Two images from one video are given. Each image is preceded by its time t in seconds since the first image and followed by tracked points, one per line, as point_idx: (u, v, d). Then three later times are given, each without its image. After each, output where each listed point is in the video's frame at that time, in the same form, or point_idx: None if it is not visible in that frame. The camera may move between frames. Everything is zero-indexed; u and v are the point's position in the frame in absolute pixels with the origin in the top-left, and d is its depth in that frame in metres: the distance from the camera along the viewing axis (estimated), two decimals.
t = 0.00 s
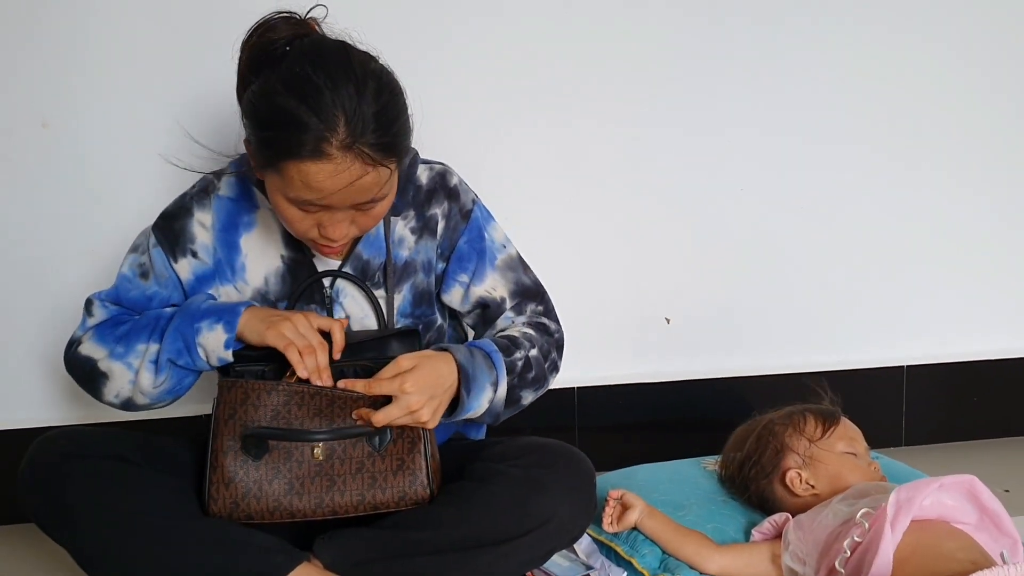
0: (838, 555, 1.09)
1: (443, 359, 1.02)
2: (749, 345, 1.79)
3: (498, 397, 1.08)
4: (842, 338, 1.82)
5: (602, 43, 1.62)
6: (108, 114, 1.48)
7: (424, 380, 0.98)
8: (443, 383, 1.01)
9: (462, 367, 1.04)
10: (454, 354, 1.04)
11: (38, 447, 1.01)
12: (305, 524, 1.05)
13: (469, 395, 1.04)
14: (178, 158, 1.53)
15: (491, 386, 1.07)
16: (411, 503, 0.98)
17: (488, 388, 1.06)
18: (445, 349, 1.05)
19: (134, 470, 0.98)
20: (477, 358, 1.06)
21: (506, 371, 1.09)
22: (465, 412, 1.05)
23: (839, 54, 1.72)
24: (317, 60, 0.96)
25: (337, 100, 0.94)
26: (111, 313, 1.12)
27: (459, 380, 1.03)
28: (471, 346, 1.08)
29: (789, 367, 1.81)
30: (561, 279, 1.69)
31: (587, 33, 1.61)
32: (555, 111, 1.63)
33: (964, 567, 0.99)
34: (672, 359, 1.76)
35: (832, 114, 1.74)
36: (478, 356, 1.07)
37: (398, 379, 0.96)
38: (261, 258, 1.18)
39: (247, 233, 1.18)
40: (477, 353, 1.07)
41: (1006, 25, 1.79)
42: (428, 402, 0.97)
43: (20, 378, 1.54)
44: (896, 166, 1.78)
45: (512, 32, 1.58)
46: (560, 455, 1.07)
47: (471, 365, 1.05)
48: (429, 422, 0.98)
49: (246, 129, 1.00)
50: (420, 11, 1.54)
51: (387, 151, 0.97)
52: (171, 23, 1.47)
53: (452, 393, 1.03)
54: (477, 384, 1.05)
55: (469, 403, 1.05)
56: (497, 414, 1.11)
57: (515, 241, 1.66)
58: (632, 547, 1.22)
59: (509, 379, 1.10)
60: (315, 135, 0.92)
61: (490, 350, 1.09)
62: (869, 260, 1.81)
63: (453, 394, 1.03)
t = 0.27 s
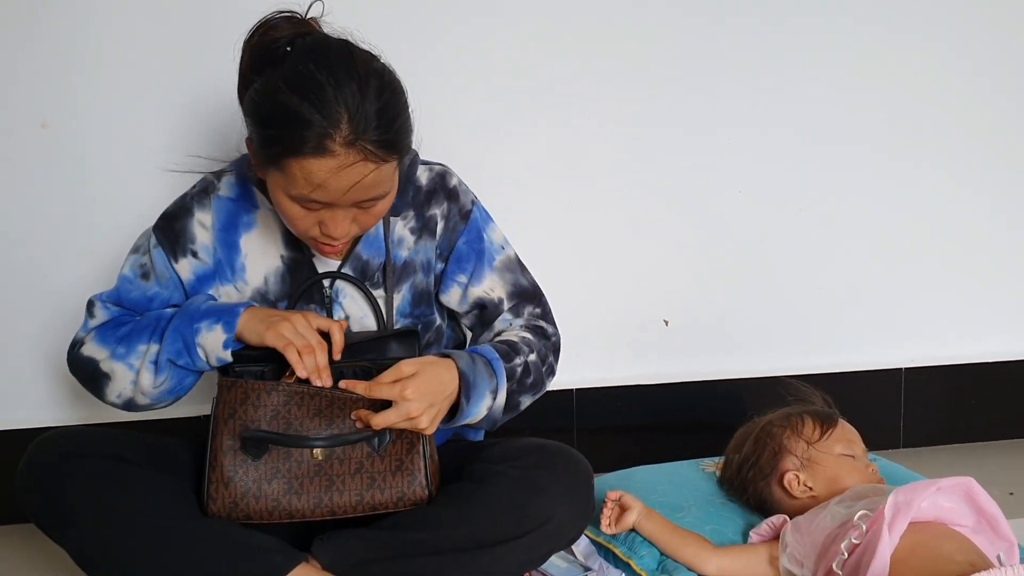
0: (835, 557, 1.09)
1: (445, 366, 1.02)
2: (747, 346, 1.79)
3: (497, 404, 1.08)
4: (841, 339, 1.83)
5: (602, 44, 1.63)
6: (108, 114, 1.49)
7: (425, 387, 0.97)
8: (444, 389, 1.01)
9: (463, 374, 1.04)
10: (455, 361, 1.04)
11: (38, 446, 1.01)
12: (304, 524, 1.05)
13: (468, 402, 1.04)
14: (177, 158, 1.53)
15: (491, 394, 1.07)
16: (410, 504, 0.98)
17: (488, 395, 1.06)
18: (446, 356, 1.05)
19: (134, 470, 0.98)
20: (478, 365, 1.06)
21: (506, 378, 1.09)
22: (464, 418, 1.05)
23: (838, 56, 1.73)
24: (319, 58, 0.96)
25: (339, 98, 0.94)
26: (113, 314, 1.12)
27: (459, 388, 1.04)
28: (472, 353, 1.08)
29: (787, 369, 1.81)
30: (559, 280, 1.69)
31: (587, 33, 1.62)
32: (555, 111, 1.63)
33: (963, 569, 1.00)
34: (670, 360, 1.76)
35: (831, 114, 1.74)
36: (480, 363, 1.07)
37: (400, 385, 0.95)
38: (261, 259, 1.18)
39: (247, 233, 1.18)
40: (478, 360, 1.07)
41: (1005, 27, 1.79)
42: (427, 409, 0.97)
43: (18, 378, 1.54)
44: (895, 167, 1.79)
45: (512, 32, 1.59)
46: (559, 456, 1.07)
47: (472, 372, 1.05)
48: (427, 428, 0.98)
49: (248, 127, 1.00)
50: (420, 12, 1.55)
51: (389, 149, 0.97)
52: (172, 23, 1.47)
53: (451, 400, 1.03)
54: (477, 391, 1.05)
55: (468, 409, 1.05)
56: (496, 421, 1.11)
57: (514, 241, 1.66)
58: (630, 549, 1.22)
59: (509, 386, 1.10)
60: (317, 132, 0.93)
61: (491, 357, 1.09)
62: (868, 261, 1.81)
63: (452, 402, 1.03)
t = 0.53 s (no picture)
0: (832, 558, 1.09)
1: (445, 373, 1.03)
2: (746, 348, 1.80)
3: (495, 409, 1.08)
4: (839, 341, 1.83)
5: (601, 45, 1.63)
6: (109, 115, 1.49)
7: (423, 393, 0.97)
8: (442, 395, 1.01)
9: (462, 380, 1.05)
10: (455, 367, 1.05)
11: (37, 447, 1.01)
12: (303, 526, 1.06)
13: (467, 407, 1.04)
14: (177, 159, 1.53)
15: (489, 399, 1.07)
16: (407, 506, 0.99)
17: (486, 400, 1.06)
18: (445, 362, 1.05)
19: (132, 471, 0.99)
20: (476, 370, 1.07)
21: (504, 383, 1.10)
22: (462, 423, 1.05)
23: (837, 58, 1.73)
24: (319, 61, 0.97)
25: (338, 100, 0.94)
26: (110, 315, 1.12)
27: (458, 393, 1.04)
28: (470, 357, 1.09)
29: (784, 371, 1.82)
30: (558, 282, 1.70)
31: (587, 35, 1.62)
32: (555, 113, 1.63)
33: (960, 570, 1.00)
34: (669, 362, 1.77)
35: (830, 116, 1.75)
36: (479, 369, 1.07)
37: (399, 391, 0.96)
38: (261, 261, 1.19)
39: (246, 236, 1.18)
40: (477, 365, 1.07)
41: (1004, 30, 1.80)
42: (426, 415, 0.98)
43: (17, 378, 1.54)
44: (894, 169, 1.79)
45: (512, 33, 1.59)
46: (556, 458, 1.07)
47: (471, 377, 1.05)
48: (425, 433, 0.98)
49: (247, 128, 1.00)
50: (420, 13, 1.55)
51: (388, 151, 0.98)
52: (173, 25, 1.48)
53: (450, 405, 1.03)
54: (475, 396, 1.05)
55: (467, 414, 1.05)
56: (494, 425, 1.11)
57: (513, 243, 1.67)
58: (627, 550, 1.22)
59: (507, 390, 1.11)
60: (316, 133, 0.93)
61: (490, 363, 1.09)
62: (866, 263, 1.81)
63: (451, 407, 1.04)
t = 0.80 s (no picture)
0: (832, 560, 1.10)
1: (445, 379, 1.03)
2: (747, 352, 1.80)
3: (494, 413, 1.09)
4: (839, 344, 1.84)
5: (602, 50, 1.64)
6: (113, 119, 1.50)
7: (426, 400, 0.98)
8: (443, 400, 1.02)
9: (461, 384, 1.05)
10: (455, 371, 1.06)
11: (41, 449, 1.02)
12: (305, 528, 1.07)
13: (467, 412, 1.05)
14: (180, 163, 1.54)
15: (488, 403, 1.08)
16: (409, 509, 1.00)
17: (486, 405, 1.07)
18: (446, 367, 1.06)
19: (136, 473, 0.99)
20: (476, 375, 1.07)
21: (503, 387, 1.10)
22: (461, 427, 1.06)
23: (836, 62, 1.74)
24: (323, 65, 0.98)
25: (341, 103, 0.96)
26: (113, 318, 1.13)
27: (458, 398, 1.05)
28: (470, 362, 1.09)
29: (785, 374, 1.82)
30: (560, 285, 1.71)
31: (587, 39, 1.63)
32: (556, 116, 1.64)
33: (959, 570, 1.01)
34: (670, 365, 1.78)
35: (830, 120, 1.76)
36: (478, 373, 1.08)
37: (402, 398, 0.96)
38: (264, 264, 1.20)
39: (249, 240, 1.19)
40: (477, 369, 1.08)
41: (1003, 34, 1.81)
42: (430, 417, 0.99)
43: (21, 381, 1.55)
44: (893, 172, 1.80)
45: (513, 37, 1.60)
46: (557, 461, 1.08)
47: (471, 382, 1.06)
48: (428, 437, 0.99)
49: (251, 132, 1.01)
50: (422, 18, 1.56)
51: (390, 154, 0.99)
52: (177, 29, 1.49)
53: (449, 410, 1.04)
54: (475, 401, 1.06)
55: (467, 419, 1.06)
56: (493, 429, 1.12)
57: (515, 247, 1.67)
58: (628, 553, 1.23)
59: (507, 395, 1.11)
60: (320, 136, 0.94)
61: (490, 367, 1.10)
62: (866, 267, 1.82)
63: (451, 412, 1.04)
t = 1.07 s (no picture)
0: (832, 560, 1.10)
1: (443, 370, 1.03)
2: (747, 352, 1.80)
3: (496, 405, 1.09)
4: (840, 344, 1.84)
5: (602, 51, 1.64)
6: (113, 118, 1.50)
7: (425, 389, 0.98)
8: (443, 389, 1.02)
9: (462, 376, 1.05)
10: (455, 363, 1.06)
11: (41, 448, 1.02)
12: (305, 527, 1.07)
13: (468, 404, 1.05)
14: (181, 163, 1.54)
15: (490, 396, 1.08)
16: (410, 509, 1.00)
17: (487, 397, 1.07)
18: (446, 360, 1.07)
19: (136, 472, 0.99)
20: (476, 367, 1.08)
21: (504, 382, 1.10)
22: (464, 420, 1.06)
23: (836, 63, 1.74)
24: (322, 58, 0.98)
25: (341, 95, 0.96)
26: (113, 314, 1.13)
27: (459, 390, 1.05)
28: (470, 356, 1.10)
29: (786, 375, 1.82)
30: (560, 285, 1.71)
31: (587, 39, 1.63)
32: (556, 117, 1.64)
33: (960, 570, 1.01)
34: (670, 364, 1.78)
35: (830, 121, 1.76)
36: (478, 365, 1.08)
37: (399, 390, 0.96)
38: (264, 263, 1.20)
39: (249, 238, 1.19)
40: (477, 362, 1.08)
41: (1003, 34, 1.81)
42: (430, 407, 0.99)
43: (21, 380, 1.55)
44: (893, 173, 1.80)
45: (513, 38, 1.60)
46: (557, 461, 1.08)
47: (471, 374, 1.06)
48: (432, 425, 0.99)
49: (251, 126, 1.01)
50: (422, 18, 1.56)
51: (390, 147, 0.99)
52: (177, 29, 1.49)
53: (450, 403, 1.04)
54: (476, 393, 1.06)
55: (468, 411, 1.06)
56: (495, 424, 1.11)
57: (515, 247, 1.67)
58: (628, 553, 1.23)
59: (507, 391, 1.11)
60: (319, 128, 0.94)
61: (490, 360, 1.10)
62: (867, 267, 1.82)
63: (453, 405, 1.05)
